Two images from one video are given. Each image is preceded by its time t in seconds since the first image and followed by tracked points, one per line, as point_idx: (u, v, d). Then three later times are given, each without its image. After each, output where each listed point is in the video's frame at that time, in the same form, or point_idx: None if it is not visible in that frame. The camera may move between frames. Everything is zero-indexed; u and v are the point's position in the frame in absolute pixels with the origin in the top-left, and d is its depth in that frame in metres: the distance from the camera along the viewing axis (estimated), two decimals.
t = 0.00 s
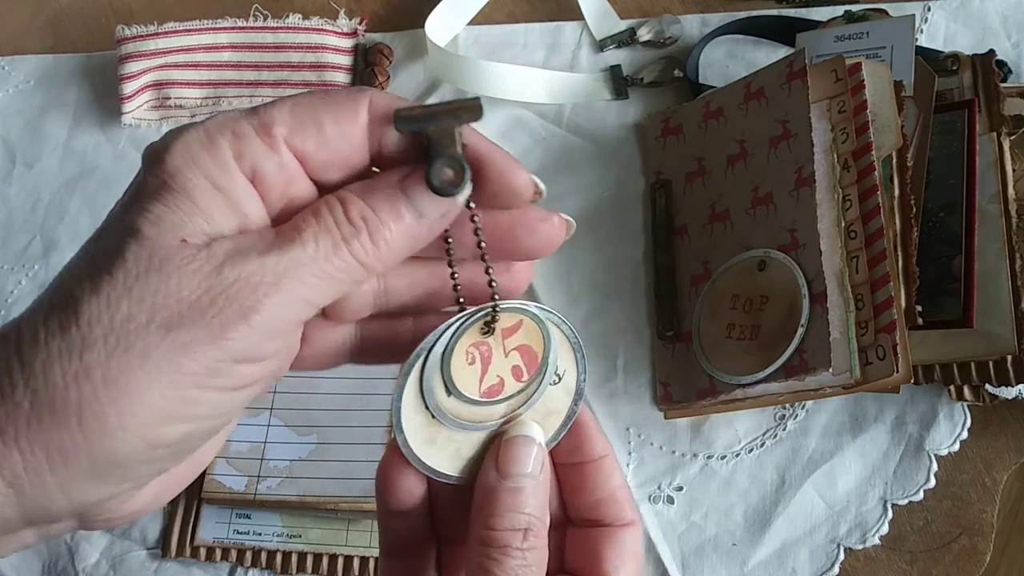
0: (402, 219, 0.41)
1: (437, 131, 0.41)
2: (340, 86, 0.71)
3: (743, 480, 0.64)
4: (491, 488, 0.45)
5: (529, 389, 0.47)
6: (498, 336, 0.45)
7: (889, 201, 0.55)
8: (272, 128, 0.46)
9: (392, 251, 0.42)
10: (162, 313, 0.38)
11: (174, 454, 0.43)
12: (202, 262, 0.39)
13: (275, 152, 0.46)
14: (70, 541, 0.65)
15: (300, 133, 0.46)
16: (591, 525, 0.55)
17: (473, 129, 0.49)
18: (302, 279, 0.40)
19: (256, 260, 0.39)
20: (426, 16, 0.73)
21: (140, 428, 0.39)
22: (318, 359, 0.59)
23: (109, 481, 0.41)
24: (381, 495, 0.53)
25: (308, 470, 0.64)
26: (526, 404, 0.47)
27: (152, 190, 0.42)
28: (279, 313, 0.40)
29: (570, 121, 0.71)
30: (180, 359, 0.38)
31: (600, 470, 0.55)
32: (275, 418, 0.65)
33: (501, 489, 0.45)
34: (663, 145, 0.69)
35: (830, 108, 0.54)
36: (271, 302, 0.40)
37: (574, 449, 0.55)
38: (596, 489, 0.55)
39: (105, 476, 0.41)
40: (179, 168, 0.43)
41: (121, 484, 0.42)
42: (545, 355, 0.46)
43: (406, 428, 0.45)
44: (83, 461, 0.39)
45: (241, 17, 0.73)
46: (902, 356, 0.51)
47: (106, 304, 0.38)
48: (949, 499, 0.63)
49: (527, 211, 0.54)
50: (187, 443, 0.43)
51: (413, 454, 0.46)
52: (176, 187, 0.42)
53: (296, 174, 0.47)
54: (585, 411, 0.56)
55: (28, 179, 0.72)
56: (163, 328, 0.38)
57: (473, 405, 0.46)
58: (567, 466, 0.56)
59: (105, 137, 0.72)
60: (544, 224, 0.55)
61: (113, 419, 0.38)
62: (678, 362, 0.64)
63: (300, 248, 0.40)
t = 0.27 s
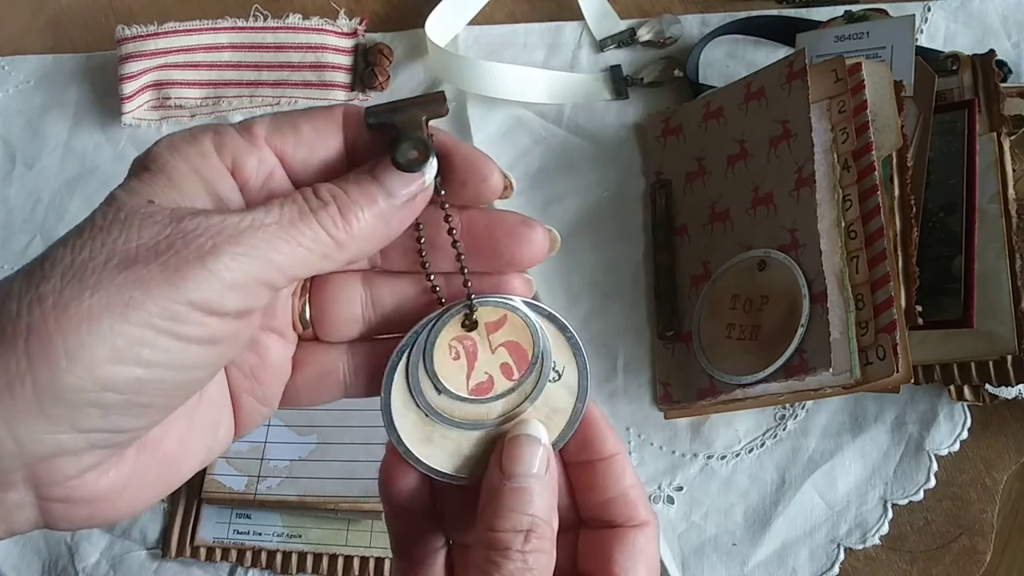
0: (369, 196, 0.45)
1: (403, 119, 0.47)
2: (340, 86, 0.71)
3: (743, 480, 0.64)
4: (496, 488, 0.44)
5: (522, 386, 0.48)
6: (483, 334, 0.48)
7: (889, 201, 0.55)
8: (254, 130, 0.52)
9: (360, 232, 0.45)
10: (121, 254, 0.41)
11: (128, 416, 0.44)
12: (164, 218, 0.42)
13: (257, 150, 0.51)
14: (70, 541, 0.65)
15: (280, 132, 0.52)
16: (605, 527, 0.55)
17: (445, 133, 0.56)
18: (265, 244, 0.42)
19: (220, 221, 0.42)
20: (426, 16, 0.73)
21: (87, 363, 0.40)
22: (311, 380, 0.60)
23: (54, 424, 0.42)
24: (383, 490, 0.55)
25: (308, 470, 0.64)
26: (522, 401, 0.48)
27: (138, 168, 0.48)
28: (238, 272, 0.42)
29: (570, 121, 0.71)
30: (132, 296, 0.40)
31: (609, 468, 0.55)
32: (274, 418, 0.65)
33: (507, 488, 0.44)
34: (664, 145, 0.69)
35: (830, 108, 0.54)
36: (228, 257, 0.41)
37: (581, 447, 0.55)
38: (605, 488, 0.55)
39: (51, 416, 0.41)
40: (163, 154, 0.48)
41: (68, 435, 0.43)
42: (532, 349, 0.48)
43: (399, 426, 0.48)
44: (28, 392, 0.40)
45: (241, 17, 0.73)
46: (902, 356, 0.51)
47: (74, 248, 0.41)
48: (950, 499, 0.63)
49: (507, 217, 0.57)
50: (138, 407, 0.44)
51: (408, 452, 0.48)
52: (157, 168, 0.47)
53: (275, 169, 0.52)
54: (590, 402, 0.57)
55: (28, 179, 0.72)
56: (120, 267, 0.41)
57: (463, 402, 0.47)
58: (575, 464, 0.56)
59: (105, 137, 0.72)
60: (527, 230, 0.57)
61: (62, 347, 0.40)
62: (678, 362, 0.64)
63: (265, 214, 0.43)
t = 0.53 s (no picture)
0: (372, 213, 0.45)
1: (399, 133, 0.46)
2: (340, 87, 0.71)
3: (743, 480, 0.64)
4: (502, 484, 0.43)
5: (519, 384, 0.47)
6: (482, 338, 0.46)
7: (888, 201, 0.55)
8: (249, 139, 0.54)
9: (362, 248, 0.45)
10: (123, 257, 0.41)
11: (127, 413, 0.45)
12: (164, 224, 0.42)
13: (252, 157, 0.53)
14: (71, 540, 0.65)
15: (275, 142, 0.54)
16: (593, 517, 0.54)
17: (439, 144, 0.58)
18: (264, 257, 0.42)
19: (220, 231, 0.42)
20: (426, 17, 0.73)
21: (87, 360, 0.41)
22: (307, 386, 0.61)
23: (52, 420, 0.42)
24: (357, 497, 0.52)
25: (308, 470, 0.64)
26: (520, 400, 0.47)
27: (137, 174, 0.48)
28: (236, 281, 0.42)
29: (570, 122, 0.71)
30: (132, 299, 0.40)
31: (602, 449, 0.55)
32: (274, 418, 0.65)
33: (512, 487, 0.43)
34: (663, 145, 0.69)
35: (830, 109, 0.54)
36: (226, 266, 0.42)
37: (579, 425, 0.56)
38: (598, 472, 0.55)
39: (50, 413, 0.42)
40: (163, 162, 0.49)
41: (66, 431, 0.43)
42: (529, 347, 0.47)
43: (404, 442, 0.45)
44: (28, 388, 0.40)
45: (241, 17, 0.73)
46: (901, 355, 0.51)
47: (75, 249, 0.41)
48: (949, 499, 0.63)
49: (496, 222, 0.58)
50: (135, 404, 0.44)
51: (413, 467, 0.45)
52: (155, 175, 0.48)
53: (270, 177, 0.54)
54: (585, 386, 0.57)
55: (29, 179, 0.72)
56: (122, 270, 0.41)
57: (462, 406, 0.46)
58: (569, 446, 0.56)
59: (105, 138, 0.72)
60: (514, 235, 0.57)
61: (63, 345, 0.40)
62: (678, 362, 0.64)
63: (266, 227, 0.43)
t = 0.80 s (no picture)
0: (354, 194, 0.45)
1: (386, 117, 0.47)
2: (339, 86, 0.71)
3: (744, 480, 0.64)
4: (514, 483, 0.42)
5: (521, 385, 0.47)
6: (479, 335, 0.48)
7: (890, 201, 0.55)
8: (236, 133, 0.54)
9: (345, 231, 0.45)
10: (93, 246, 0.41)
11: (97, 410, 0.44)
12: (138, 212, 0.43)
13: (238, 151, 0.53)
14: (69, 541, 0.65)
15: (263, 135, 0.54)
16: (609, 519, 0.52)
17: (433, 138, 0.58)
18: (242, 241, 0.42)
19: (197, 215, 0.42)
20: (426, 16, 0.73)
21: (56, 352, 0.41)
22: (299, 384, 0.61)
23: (24, 417, 0.42)
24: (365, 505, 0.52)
25: (307, 470, 0.64)
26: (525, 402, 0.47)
27: (122, 169, 0.49)
28: (211, 267, 0.42)
29: (570, 121, 0.71)
30: (101, 287, 0.40)
31: (613, 447, 0.54)
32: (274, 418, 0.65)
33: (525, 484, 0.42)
34: (664, 145, 0.69)
35: (831, 108, 0.54)
36: (202, 251, 0.41)
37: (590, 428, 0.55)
38: (613, 474, 0.53)
39: (20, 409, 0.42)
40: (145, 157, 0.50)
41: (38, 427, 0.43)
42: (530, 346, 0.48)
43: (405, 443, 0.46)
44: None
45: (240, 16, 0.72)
46: (903, 356, 0.51)
47: (49, 240, 0.42)
48: (951, 500, 0.62)
49: (493, 220, 0.57)
50: (107, 402, 0.44)
51: (413, 468, 0.46)
52: (137, 168, 0.49)
53: (257, 171, 0.54)
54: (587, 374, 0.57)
55: (27, 178, 0.72)
56: (91, 258, 0.41)
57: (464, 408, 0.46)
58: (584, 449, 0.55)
59: (104, 137, 0.72)
60: (513, 234, 0.57)
61: (30, 336, 0.40)
62: (678, 362, 0.64)
63: (244, 210, 0.43)
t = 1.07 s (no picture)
0: (346, 193, 0.45)
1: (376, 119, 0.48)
2: (339, 85, 0.71)
3: (744, 480, 0.64)
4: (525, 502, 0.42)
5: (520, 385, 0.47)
6: (477, 334, 0.47)
7: (890, 201, 0.55)
8: (237, 138, 0.54)
9: (339, 230, 0.46)
10: (87, 248, 0.42)
11: (91, 412, 0.45)
12: (133, 214, 0.43)
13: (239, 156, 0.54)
14: (69, 541, 0.65)
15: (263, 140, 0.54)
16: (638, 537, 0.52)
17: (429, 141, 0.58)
18: (234, 240, 0.43)
19: (188, 216, 0.43)
20: (426, 16, 0.73)
21: (50, 353, 0.41)
22: (299, 389, 0.60)
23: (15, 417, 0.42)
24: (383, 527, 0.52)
25: (307, 471, 0.64)
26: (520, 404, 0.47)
27: (122, 175, 0.49)
28: (204, 267, 0.42)
29: (571, 121, 0.71)
30: (95, 288, 0.41)
31: (639, 464, 0.54)
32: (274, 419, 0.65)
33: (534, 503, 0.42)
34: (664, 145, 0.69)
35: (831, 108, 0.54)
36: (193, 250, 0.42)
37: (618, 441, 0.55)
38: (640, 492, 0.53)
39: (11, 408, 0.42)
40: (146, 162, 0.50)
41: (30, 429, 0.43)
42: (529, 346, 0.47)
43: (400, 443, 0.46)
44: None
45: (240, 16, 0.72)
46: (903, 356, 0.51)
47: (44, 242, 0.42)
48: (951, 500, 0.62)
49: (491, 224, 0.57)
50: (98, 403, 0.44)
51: (407, 469, 0.46)
52: (137, 173, 0.49)
53: (258, 175, 0.54)
54: (611, 386, 0.57)
55: (27, 178, 0.72)
56: (85, 260, 0.41)
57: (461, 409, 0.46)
58: (612, 464, 0.55)
59: (104, 136, 0.72)
60: (510, 239, 0.56)
61: (23, 336, 0.40)
62: (678, 362, 0.64)
63: (235, 210, 0.43)
